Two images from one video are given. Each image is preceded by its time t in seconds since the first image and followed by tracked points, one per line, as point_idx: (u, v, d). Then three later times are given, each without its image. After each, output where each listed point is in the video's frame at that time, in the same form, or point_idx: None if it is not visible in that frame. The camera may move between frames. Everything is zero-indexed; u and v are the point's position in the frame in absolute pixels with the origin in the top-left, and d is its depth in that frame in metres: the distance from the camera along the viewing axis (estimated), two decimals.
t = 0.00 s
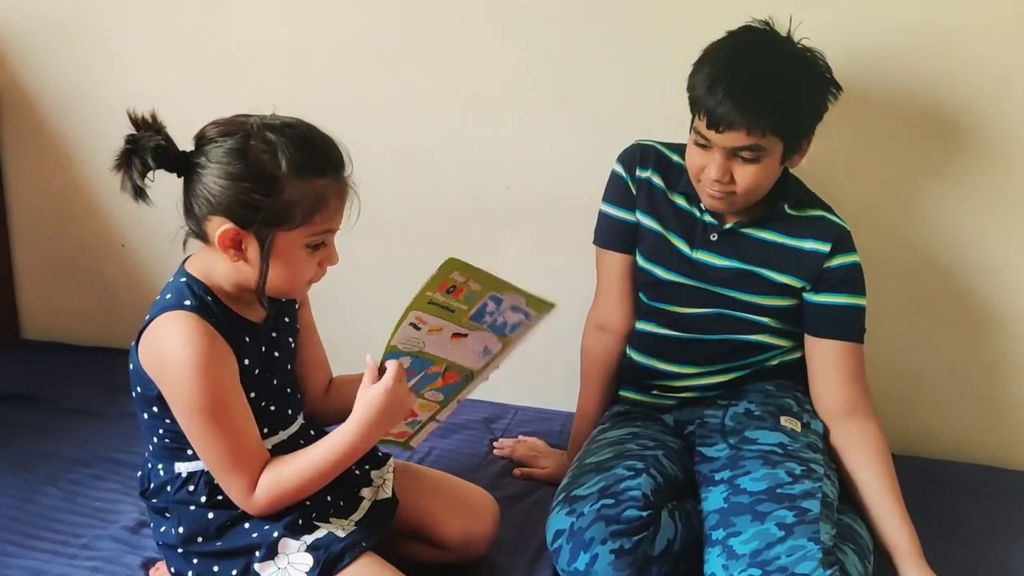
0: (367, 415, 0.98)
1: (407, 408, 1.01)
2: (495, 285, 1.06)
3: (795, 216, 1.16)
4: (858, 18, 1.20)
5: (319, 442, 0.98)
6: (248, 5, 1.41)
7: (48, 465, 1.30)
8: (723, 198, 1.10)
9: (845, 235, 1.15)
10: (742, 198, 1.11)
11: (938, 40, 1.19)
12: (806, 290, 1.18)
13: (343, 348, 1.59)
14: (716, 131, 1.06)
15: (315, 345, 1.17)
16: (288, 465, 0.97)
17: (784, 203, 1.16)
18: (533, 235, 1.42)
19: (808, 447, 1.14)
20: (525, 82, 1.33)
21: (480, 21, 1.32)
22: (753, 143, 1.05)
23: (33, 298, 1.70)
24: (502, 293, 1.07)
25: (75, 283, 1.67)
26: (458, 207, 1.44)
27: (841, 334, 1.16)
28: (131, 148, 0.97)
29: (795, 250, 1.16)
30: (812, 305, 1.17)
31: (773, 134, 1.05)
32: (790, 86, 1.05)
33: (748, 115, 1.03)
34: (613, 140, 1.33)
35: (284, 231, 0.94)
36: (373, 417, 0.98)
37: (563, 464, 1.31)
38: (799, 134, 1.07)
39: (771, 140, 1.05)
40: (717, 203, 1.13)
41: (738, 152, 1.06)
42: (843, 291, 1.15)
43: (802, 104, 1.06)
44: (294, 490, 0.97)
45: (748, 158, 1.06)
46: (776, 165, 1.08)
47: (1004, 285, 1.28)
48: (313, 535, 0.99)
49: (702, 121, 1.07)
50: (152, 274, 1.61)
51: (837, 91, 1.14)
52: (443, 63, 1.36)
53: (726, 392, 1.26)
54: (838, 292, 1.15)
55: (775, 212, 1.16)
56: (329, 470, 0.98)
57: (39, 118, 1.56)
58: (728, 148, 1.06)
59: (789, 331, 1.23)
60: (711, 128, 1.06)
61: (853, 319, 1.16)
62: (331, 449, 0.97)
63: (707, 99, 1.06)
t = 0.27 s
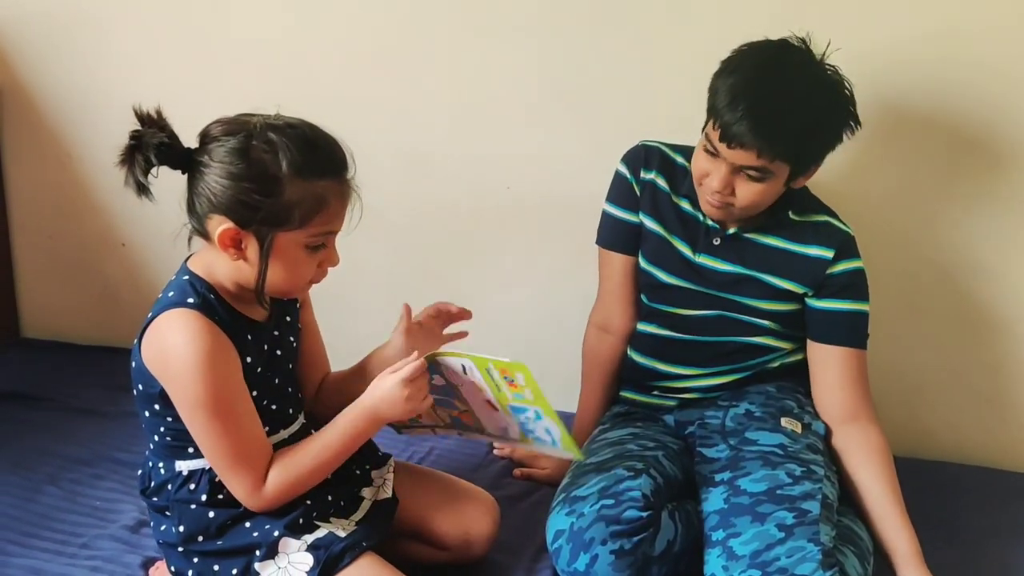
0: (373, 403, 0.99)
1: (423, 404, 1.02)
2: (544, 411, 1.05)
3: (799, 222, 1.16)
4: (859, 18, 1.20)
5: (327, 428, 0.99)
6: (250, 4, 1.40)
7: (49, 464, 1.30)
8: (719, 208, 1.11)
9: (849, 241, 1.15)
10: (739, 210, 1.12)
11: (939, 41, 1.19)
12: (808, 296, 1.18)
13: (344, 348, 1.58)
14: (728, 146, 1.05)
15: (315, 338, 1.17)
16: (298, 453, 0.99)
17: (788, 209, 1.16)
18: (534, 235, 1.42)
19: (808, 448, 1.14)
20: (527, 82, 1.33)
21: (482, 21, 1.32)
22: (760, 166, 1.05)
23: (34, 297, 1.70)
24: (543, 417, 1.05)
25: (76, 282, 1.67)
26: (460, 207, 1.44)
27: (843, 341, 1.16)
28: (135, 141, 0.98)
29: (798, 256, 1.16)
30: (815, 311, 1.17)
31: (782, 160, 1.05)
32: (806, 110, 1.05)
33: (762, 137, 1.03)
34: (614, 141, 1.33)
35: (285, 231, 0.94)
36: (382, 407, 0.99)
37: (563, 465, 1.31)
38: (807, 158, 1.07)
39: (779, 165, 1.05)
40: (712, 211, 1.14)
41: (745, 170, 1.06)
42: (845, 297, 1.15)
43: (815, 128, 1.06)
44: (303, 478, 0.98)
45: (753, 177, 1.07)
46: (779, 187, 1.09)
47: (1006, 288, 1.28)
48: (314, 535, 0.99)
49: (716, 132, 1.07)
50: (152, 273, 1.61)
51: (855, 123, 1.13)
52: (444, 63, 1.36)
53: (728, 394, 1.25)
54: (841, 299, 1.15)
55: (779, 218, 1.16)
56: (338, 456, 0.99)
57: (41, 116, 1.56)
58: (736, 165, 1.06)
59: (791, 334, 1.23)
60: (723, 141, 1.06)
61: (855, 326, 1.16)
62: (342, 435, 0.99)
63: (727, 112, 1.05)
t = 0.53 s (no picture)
0: (371, 387, 1.02)
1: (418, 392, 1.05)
2: (489, 435, 1.02)
3: (803, 222, 1.16)
4: (860, 18, 1.20)
5: (329, 417, 1.01)
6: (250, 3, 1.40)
7: (48, 463, 1.30)
8: (723, 198, 1.10)
9: (852, 241, 1.15)
10: (742, 202, 1.11)
11: (940, 41, 1.18)
12: (812, 296, 1.18)
13: (345, 348, 1.58)
14: (730, 132, 1.05)
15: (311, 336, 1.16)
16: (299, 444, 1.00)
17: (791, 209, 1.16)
18: (534, 235, 1.41)
19: (809, 449, 1.13)
20: (527, 82, 1.33)
21: (482, 20, 1.32)
22: (763, 151, 1.05)
23: (34, 296, 1.70)
24: (493, 450, 1.02)
25: (76, 281, 1.67)
26: (460, 207, 1.43)
27: (846, 341, 1.16)
28: (138, 137, 0.97)
29: (802, 256, 1.16)
30: (819, 311, 1.17)
31: (784, 145, 1.04)
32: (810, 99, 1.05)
33: (766, 122, 1.03)
34: (615, 141, 1.33)
35: (287, 232, 0.94)
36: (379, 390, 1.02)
37: (563, 465, 1.31)
38: (810, 148, 1.07)
39: (781, 151, 1.05)
40: (717, 204, 1.13)
41: (747, 156, 1.06)
42: (849, 297, 1.15)
43: (818, 119, 1.05)
44: (306, 469, 0.99)
45: (756, 164, 1.06)
46: (782, 177, 1.08)
47: (1007, 289, 1.27)
48: (313, 535, 0.98)
49: (718, 119, 1.07)
50: (152, 272, 1.61)
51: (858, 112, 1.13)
52: (444, 63, 1.35)
53: (728, 395, 1.25)
54: (844, 299, 1.15)
55: (783, 218, 1.16)
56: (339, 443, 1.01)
57: (41, 115, 1.56)
58: (739, 151, 1.06)
59: (793, 334, 1.22)
60: (726, 128, 1.06)
61: (858, 326, 1.16)
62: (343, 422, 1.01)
63: (729, 98, 1.05)
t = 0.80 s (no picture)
0: (370, 376, 1.02)
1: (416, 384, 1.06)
2: (529, 400, 1.07)
3: (802, 223, 1.16)
4: (861, 19, 1.20)
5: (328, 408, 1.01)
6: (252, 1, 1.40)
7: (48, 461, 1.30)
8: (720, 200, 1.10)
9: (851, 242, 1.15)
10: (740, 204, 1.10)
11: (941, 43, 1.18)
12: (811, 297, 1.18)
13: (345, 347, 1.58)
14: (722, 132, 1.06)
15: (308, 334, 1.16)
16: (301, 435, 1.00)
17: (791, 209, 1.16)
18: (535, 234, 1.41)
19: (809, 451, 1.13)
20: (529, 81, 1.33)
21: (483, 19, 1.32)
22: (755, 150, 1.05)
23: (33, 293, 1.69)
24: (532, 410, 1.07)
25: (76, 279, 1.66)
26: (461, 206, 1.43)
27: (845, 343, 1.16)
28: (144, 135, 0.96)
29: (801, 257, 1.16)
30: (818, 312, 1.17)
31: (776, 144, 1.04)
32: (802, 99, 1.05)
33: (757, 122, 1.03)
34: (616, 141, 1.33)
35: (296, 232, 0.94)
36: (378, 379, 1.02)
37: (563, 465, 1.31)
38: (804, 147, 1.07)
39: (775, 150, 1.05)
40: (715, 207, 1.13)
41: (741, 156, 1.06)
42: (848, 298, 1.15)
43: (811, 119, 1.06)
44: (309, 459, 0.99)
45: (749, 163, 1.06)
46: (778, 177, 1.08)
47: (1007, 290, 1.27)
48: (312, 533, 0.98)
49: (711, 120, 1.07)
50: (152, 270, 1.61)
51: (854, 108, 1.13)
52: (446, 62, 1.35)
53: (728, 396, 1.25)
54: (844, 299, 1.15)
55: (783, 218, 1.16)
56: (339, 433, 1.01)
57: (41, 112, 1.56)
58: (731, 151, 1.06)
59: (793, 336, 1.22)
60: (718, 128, 1.06)
61: (858, 327, 1.16)
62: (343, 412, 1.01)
63: (719, 99, 1.06)
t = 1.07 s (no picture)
0: (375, 375, 1.02)
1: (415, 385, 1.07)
2: (535, 395, 1.07)
3: (801, 223, 1.16)
4: (862, 20, 1.20)
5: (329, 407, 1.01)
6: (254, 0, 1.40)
7: (48, 458, 1.30)
8: (717, 202, 1.10)
9: (851, 243, 1.15)
10: (736, 204, 1.11)
11: (941, 44, 1.19)
12: (811, 298, 1.18)
13: (345, 346, 1.58)
14: (711, 134, 1.06)
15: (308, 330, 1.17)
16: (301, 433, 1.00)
17: (790, 209, 1.16)
18: (536, 234, 1.42)
19: (809, 451, 1.13)
20: (530, 81, 1.33)
21: (485, 19, 1.32)
22: (745, 148, 1.05)
23: (34, 291, 1.70)
24: (536, 406, 1.08)
25: (77, 276, 1.66)
26: (462, 206, 1.43)
27: (844, 343, 1.16)
28: (151, 133, 0.95)
29: (800, 257, 1.16)
30: (817, 313, 1.17)
31: (767, 141, 1.04)
32: (791, 97, 1.05)
33: (744, 121, 1.03)
34: (617, 141, 1.33)
35: (301, 232, 0.95)
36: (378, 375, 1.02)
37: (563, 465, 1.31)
38: (794, 145, 1.07)
39: (766, 148, 1.05)
40: (711, 209, 1.13)
41: (733, 157, 1.06)
42: (848, 299, 1.15)
43: (800, 117, 1.06)
44: (312, 456, 0.99)
45: (741, 162, 1.06)
46: (772, 175, 1.08)
47: (1008, 292, 1.28)
48: (313, 530, 0.98)
49: (700, 124, 1.08)
50: (154, 268, 1.61)
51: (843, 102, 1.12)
52: (447, 61, 1.35)
53: (728, 396, 1.25)
54: (843, 300, 1.15)
55: (782, 218, 1.16)
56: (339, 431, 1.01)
57: (43, 109, 1.56)
58: (722, 151, 1.06)
59: (792, 336, 1.22)
60: (707, 131, 1.07)
61: (857, 328, 1.16)
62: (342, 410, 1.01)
63: (706, 101, 1.06)
